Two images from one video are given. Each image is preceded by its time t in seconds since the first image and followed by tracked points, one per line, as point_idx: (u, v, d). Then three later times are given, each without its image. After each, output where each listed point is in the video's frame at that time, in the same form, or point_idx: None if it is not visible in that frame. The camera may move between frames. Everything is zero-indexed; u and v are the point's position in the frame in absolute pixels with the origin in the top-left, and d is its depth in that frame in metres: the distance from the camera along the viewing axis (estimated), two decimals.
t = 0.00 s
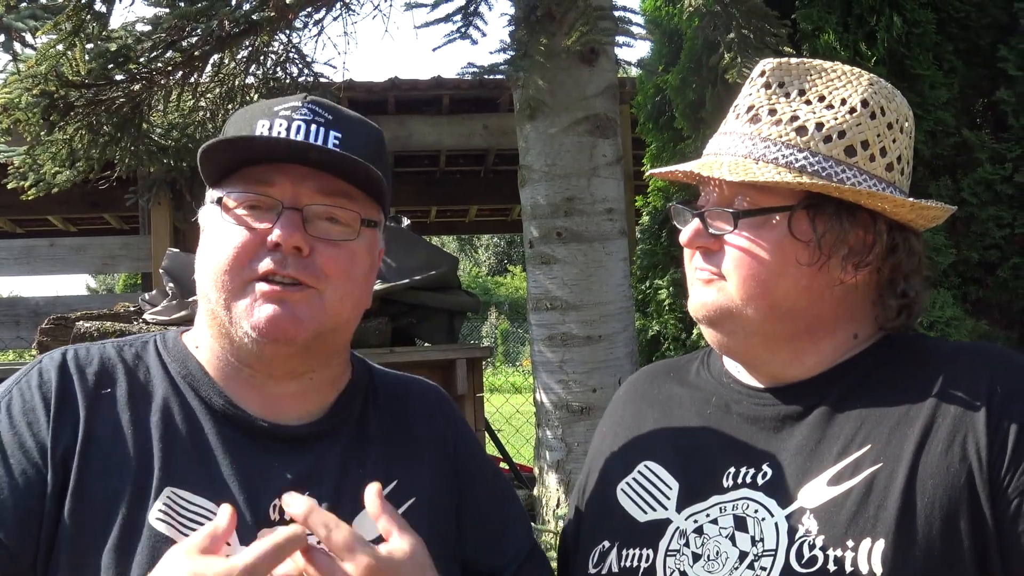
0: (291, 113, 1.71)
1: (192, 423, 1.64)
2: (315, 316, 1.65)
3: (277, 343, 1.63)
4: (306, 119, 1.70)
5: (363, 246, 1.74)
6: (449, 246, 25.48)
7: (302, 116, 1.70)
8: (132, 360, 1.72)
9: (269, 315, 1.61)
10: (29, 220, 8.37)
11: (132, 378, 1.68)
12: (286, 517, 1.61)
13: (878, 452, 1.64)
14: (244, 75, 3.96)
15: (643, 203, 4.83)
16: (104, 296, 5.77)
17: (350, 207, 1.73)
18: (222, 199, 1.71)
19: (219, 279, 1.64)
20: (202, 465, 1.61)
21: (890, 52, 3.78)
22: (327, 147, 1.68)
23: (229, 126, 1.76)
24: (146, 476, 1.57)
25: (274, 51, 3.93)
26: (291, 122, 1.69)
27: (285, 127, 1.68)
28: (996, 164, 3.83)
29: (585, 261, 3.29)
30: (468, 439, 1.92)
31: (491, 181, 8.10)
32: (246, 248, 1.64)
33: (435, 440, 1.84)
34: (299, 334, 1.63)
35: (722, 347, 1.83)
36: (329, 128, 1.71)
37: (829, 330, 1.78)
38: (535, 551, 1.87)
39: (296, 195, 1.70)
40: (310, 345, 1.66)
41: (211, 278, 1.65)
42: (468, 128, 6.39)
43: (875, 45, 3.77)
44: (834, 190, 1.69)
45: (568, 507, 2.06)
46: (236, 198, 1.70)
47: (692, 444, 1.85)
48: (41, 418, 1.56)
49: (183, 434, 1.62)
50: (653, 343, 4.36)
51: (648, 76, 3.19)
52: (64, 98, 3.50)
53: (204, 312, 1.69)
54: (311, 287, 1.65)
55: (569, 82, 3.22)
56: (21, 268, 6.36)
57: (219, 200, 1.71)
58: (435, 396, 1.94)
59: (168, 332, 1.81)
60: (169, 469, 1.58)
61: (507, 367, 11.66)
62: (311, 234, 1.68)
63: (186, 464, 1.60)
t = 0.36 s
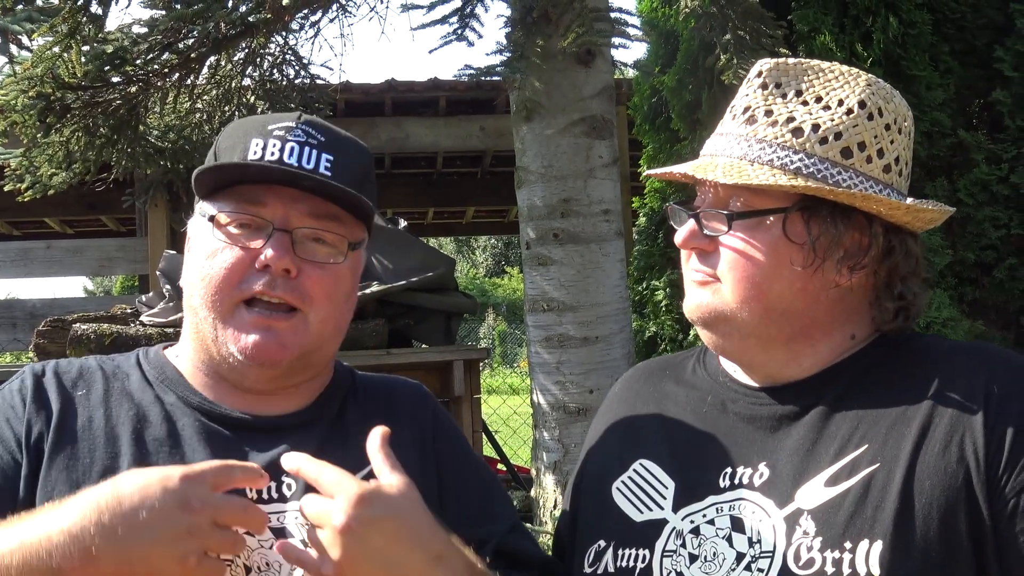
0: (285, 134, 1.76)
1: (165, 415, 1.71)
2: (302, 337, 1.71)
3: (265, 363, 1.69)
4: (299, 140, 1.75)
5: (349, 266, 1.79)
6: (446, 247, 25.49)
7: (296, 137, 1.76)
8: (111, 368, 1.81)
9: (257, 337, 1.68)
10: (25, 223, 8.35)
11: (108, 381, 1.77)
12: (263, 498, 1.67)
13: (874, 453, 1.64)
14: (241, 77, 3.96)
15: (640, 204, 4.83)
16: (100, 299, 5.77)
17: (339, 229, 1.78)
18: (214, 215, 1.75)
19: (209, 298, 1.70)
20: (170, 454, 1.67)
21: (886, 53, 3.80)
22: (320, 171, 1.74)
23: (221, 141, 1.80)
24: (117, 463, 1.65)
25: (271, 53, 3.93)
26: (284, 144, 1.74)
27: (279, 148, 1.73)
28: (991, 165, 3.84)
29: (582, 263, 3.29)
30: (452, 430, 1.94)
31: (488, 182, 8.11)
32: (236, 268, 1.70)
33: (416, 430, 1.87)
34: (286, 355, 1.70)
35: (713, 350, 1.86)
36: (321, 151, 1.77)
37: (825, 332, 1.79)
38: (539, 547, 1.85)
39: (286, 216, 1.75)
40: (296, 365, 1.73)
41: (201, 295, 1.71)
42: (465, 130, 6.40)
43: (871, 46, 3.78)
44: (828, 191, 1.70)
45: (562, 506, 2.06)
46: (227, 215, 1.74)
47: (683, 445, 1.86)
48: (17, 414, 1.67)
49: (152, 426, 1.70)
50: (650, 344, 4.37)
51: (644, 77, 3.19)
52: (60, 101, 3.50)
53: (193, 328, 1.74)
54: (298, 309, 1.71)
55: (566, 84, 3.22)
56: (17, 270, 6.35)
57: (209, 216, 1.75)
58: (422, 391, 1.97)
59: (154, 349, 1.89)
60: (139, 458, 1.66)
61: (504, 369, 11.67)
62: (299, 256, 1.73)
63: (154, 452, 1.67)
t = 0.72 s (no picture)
0: (264, 131, 1.81)
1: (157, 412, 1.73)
2: (293, 317, 1.72)
3: (257, 345, 1.69)
4: (279, 135, 1.80)
5: (334, 252, 1.82)
6: (446, 249, 25.48)
7: (275, 133, 1.81)
8: (109, 372, 1.85)
9: (251, 319, 1.67)
10: (24, 224, 8.34)
11: (104, 382, 1.80)
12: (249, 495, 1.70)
13: (871, 457, 1.64)
14: (241, 78, 3.96)
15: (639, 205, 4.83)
16: (99, 300, 5.76)
17: (321, 217, 1.83)
18: (199, 213, 1.78)
19: (198, 287, 1.70)
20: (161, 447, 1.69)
21: (884, 55, 3.80)
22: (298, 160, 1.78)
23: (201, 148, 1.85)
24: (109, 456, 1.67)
25: (270, 54, 3.93)
26: (265, 137, 1.79)
27: (261, 141, 1.78)
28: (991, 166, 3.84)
29: (581, 264, 3.30)
30: (444, 440, 1.95)
31: (487, 184, 8.11)
32: (225, 254, 1.71)
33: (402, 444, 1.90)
34: (278, 335, 1.70)
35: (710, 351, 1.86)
36: (301, 144, 1.81)
37: (818, 330, 1.79)
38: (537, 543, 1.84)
39: (270, 205, 1.79)
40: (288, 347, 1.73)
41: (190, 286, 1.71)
42: (464, 131, 6.40)
43: (870, 47, 3.78)
44: (815, 188, 1.70)
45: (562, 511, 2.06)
46: (212, 210, 1.77)
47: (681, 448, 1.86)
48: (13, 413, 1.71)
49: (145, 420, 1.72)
50: (649, 345, 4.37)
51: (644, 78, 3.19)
52: (59, 102, 3.50)
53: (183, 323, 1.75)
54: (288, 290, 1.72)
55: (565, 85, 3.23)
56: (17, 272, 6.35)
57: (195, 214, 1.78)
58: (415, 399, 2.00)
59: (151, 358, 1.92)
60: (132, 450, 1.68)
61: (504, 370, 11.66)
62: (286, 240, 1.75)
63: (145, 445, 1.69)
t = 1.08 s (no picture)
0: (275, 110, 1.78)
1: (160, 420, 1.68)
2: (305, 301, 1.70)
3: (269, 328, 1.67)
4: (290, 115, 1.77)
5: (346, 236, 1.80)
6: (450, 250, 25.50)
7: (285, 113, 1.78)
8: (108, 366, 1.78)
9: (261, 302, 1.66)
10: (30, 225, 8.37)
11: (102, 383, 1.74)
12: (271, 507, 1.62)
13: (874, 458, 1.64)
14: (246, 80, 3.97)
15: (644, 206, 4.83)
16: (104, 301, 5.77)
17: (333, 200, 1.81)
18: (209, 195, 1.76)
19: (208, 271, 1.68)
20: (166, 459, 1.64)
21: (889, 56, 3.80)
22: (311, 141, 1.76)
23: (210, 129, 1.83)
24: (109, 477, 1.62)
25: (276, 56, 3.93)
26: (275, 117, 1.76)
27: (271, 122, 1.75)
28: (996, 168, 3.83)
29: (586, 266, 3.29)
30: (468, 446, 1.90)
31: (491, 185, 8.12)
32: (235, 238, 1.69)
33: (431, 448, 1.83)
34: (289, 318, 1.68)
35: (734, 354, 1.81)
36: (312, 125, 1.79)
37: (843, 333, 1.77)
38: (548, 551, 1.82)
39: (282, 187, 1.77)
40: (299, 333, 1.71)
41: (200, 269, 1.69)
42: (469, 133, 6.41)
43: (874, 49, 3.78)
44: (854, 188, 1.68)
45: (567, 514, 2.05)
46: (222, 192, 1.75)
47: (689, 453, 1.85)
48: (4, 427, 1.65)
49: (147, 429, 1.67)
50: (654, 347, 4.37)
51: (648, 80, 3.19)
52: (65, 103, 3.52)
53: (192, 308, 1.73)
54: (300, 274, 1.70)
55: (570, 87, 3.23)
56: (22, 273, 6.37)
57: (204, 196, 1.76)
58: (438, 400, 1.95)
59: (154, 343, 1.87)
60: (134, 467, 1.63)
61: (508, 372, 11.67)
62: (298, 223, 1.73)
63: (148, 458, 1.64)
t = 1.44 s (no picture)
0: (355, 150, 1.58)
1: (178, 446, 1.64)
2: (365, 369, 1.62)
3: (327, 395, 1.60)
4: (371, 160, 1.59)
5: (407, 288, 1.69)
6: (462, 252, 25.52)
7: (366, 155, 1.58)
8: (123, 379, 1.72)
9: (329, 375, 1.57)
10: (43, 226, 8.41)
11: (118, 401, 1.69)
12: (283, 540, 1.62)
13: (896, 461, 1.62)
14: (258, 82, 3.98)
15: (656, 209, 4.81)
16: (116, 302, 5.80)
17: (405, 252, 1.66)
18: (270, 234, 1.56)
19: (266, 327, 1.55)
20: (185, 490, 1.62)
21: (903, 58, 3.77)
22: (394, 197, 1.59)
23: (274, 140, 1.57)
24: (125, 511, 1.60)
25: (288, 58, 3.94)
26: (355, 164, 1.57)
27: (351, 169, 1.56)
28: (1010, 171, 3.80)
29: (598, 268, 3.28)
30: (484, 449, 1.89)
31: (502, 187, 8.12)
32: (302, 300, 1.54)
33: (448, 461, 1.82)
34: (348, 387, 1.60)
35: (785, 371, 1.72)
36: (391, 169, 1.61)
37: (884, 343, 1.74)
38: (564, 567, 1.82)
39: (358, 245, 1.60)
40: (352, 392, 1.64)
41: (255, 321, 1.56)
42: (480, 135, 6.41)
43: (888, 51, 3.75)
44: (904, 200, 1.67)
45: (578, 516, 2.04)
46: (290, 238, 1.55)
47: (705, 459, 1.83)
48: (21, 450, 1.60)
49: (166, 456, 1.63)
50: (665, 350, 4.35)
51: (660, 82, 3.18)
52: (79, 105, 3.54)
53: (236, 345, 1.61)
54: (364, 343, 1.60)
55: (583, 89, 3.21)
56: (35, 273, 6.40)
57: (263, 232, 1.56)
58: (450, 400, 1.92)
59: (167, 344, 1.81)
60: (151, 499, 1.61)
61: (518, 374, 11.66)
62: (371, 287, 1.60)
63: (167, 488, 1.62)
